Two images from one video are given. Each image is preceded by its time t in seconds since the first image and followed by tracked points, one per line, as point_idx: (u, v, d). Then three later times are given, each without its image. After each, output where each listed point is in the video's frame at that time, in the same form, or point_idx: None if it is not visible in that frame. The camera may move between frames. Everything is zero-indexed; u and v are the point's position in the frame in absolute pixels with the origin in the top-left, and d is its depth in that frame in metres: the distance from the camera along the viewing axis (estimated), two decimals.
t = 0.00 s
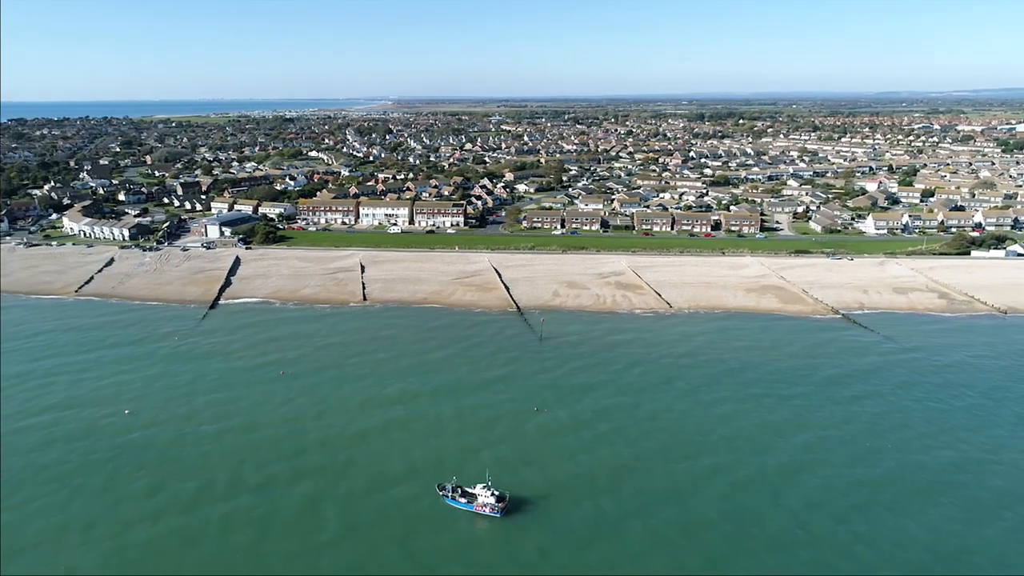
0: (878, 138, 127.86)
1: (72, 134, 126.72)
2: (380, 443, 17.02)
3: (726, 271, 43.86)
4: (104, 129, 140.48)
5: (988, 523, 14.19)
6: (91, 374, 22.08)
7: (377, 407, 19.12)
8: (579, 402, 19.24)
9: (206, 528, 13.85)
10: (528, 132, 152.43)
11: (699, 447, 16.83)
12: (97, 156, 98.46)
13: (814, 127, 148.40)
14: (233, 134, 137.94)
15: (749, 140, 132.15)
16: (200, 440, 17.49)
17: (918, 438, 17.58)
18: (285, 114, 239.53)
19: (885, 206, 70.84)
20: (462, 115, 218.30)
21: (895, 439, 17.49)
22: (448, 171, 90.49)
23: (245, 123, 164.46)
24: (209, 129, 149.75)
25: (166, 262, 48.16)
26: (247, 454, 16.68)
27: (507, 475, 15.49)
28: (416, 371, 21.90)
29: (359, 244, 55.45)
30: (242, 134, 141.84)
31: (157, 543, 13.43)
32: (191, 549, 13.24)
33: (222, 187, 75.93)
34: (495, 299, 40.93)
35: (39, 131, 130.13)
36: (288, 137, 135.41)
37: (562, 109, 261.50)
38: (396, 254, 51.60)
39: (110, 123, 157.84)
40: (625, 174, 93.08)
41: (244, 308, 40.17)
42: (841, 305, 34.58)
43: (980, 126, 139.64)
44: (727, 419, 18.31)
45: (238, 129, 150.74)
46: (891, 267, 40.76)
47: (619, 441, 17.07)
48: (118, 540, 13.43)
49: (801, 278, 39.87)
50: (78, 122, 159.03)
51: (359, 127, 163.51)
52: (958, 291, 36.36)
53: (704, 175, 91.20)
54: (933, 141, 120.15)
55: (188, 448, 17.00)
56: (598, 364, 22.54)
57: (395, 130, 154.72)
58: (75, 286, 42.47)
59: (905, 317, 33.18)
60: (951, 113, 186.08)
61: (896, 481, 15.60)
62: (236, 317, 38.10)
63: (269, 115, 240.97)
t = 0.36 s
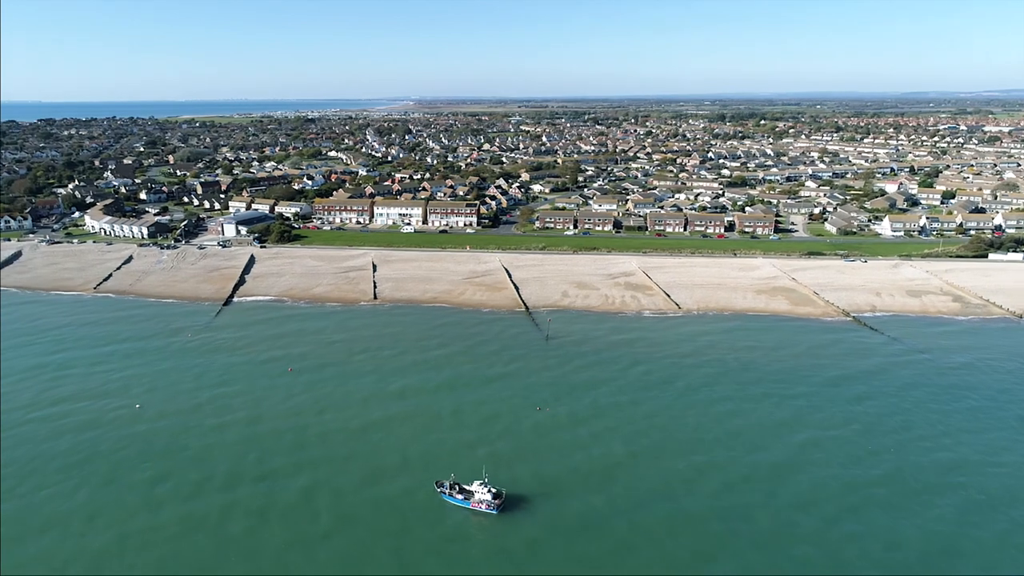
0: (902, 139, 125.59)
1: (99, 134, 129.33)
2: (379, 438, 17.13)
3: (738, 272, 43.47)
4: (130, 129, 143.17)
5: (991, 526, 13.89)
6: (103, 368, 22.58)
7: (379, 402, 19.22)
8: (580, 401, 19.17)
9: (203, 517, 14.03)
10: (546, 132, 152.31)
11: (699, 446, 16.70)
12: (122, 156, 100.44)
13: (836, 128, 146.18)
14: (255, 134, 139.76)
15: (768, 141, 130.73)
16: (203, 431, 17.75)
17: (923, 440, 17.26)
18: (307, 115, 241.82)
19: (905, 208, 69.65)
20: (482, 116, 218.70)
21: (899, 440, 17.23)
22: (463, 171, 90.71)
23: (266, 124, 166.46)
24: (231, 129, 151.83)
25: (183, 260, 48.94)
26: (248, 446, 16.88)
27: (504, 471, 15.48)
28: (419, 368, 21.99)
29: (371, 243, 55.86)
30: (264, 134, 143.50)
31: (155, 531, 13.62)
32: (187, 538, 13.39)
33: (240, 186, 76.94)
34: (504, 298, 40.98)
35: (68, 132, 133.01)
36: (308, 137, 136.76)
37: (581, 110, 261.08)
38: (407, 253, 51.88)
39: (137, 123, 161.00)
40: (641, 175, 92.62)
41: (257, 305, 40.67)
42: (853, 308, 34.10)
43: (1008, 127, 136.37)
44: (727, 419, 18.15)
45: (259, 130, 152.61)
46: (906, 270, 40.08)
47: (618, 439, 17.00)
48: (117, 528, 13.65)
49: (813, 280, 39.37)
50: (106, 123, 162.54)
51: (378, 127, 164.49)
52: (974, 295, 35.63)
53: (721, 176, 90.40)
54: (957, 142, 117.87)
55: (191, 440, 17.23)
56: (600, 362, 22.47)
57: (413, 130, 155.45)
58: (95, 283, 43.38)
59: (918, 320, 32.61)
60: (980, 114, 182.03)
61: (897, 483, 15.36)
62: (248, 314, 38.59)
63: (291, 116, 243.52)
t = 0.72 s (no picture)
0: (927, 140, 123.22)
1: (126, 134, 131.98)
2: (379, 433, 17.20)
3: (749, 274, 43.03)
4: (156, 129, 145.76)
5: (998, 531, 13.53)
6: (116, 363, 23.00)
7: (381, 399, 19.31)
8: (583, 400, 19.07)
9: (203, 507, 14.20)
10: (565, 132, 152.05)
11: (701, 446, 16.51)
12: (146, 155, 102.15)
13: (860, 129, 143.81)
14: (277, 134, 141.40)
15: (789, 142, 129.14)
16: (207, 424, 18.00)
17: (930, 443, 16.91)
18: (329, 115, 243.82)
19: (925, 210, 68.41)
20: (502, 116, 218.87)
21: (905, 442, 16.92)
22: (479, 172, 90.85)
23: (288, 124, 168.24)
24: (254, 129, 153.73)
25: (200, 258, 49.59)
26: (250, 438, 17.08)
27: (502, 469, 15.46)
28: (423, 365, 22.07)
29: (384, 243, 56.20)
30: (286, 134, 144.91)
31: (156, 520, 13.82)
32: (186, 528, 13.55)
33: (260, 186, 77.81)
34: (513, 298, 40.98)
35: (96, 132, 135.76)
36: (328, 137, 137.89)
37: (601, 110, 259.98)
38: (419, 253, 52.14)
39: (163, 124, 163.73)
40: (658, 176, 92.05)
41: (270, 302, 41.10)
42: (865, 310, 33.61)
43: None
44: (731, 419, 17.94)
45: (282, 130, 154.15)
46: (921, 272, 39.39)
47: (619, 437, 16.89)
48: (118, 517, 13.87)
49: (826, 282, 38.86)
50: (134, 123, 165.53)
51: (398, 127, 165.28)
52: (990, 298, 34.91)
53: (739, 177, 89.49)
54: (984, 144, 115.30)
55: (196, 432, 17.45)
56: (604, 361, 22.36)
57: (432, 130, 156.11)
58: (114, 280, 44.15)
59: (931, 323, 32.04)
60: (1008, 114, 177.91)
61: (900, 486, 15.07)
62: (260, 311, 39.03)
63: (314, 116, 245.93)
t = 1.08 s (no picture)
0: (956, 141, 120.49)
1: (155, 134, 134.65)
2: (383, 429, 17.33)
3: (764, 276, 42.57)
4: (184, 129, 148.39)
5: (1005, 538, 13.22)
6: (132, 357, 23.46)
7: (389, 399, 19.19)
8: (586, 398, 19.04)
9: (206, 498, 14.46)
10: (586, 133, 151.60)
11: (704, 446, 16.37)
12: (172, 155, 104.05)
13: (886, 130, 141.14)
14: (301, 134, 143.05)
15: (813, 142, 127.30)
16: (217, 418, 18.24)
17: (939, 446, 16.59)
18: (353, 115, 245.97)
19: (948, 212, 67.04)
20: (524, 117, 218.75)
21: (911, 446, 16.63)
22: (497, 172, 91.04)
23: (312, 124, 170.10)
24: (278, 129, 155.73)
25: (219, 256, 50.37)
26: (257, 433, 17.25)
27: (503, 466, 15.51)
28: (432, 364, 22.11)
29: (400, 242, 56.57)
30: (310, 134, 146.46)
31: (160, 509, 14.10)
32: (189, 517, 13.79)
33: (281, 185, 78.78)
34: (525, 298, 41.03)
35: (126, 132, 138.75)
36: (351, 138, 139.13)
37: (623, 111, 258.84)
38: (434, 252, 52.40)
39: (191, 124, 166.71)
40: (678, 176, 91.39)
41: (285, 301, 41.61)
42: (880, 313, 33.09)
43: None
44: (735, 420, 17.78)
45: (306, 130, 155.84)
46: (939, 276, 38.66)
47: (621, 437, 16.84)
48: (124, 505, 14.19)
49: (840, 285, 38.35)
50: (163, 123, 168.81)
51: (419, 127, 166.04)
52: (1009, 302, 34.15)
53: (759, 178, 88.47)
54: (1015, 145, 112.44)
55: (205, 425, 17.78)
56: (610, 361, 22.30)
57: (453, 130, 156.72)
58: (135, 277, 45.05)
59: (947, 326, 31.46)
60: None
61: (905, 489, 14.81)
62: (275, 309, 39.50)
63: (339, 117, 248.32)
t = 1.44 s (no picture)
0: (987, 142, 117.68)
1: (183, 134, 136.73)
2: (387, 425, 17.48)
3: (779, 278, 42.09)
4: (211, 129, 150.48)
5: (1014, 547, 12.89)
6: (150, 353, 24.03)
7: (396, 396, 19.30)
8: (590, 397, 19.01)
9: (210, 489, 14.76)
10: (608, 133, 150.89)
11: (707, 447, 16.25)
12: (199, 155, 106.04)
13: (915, 130, 138.43)
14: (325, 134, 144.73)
15: (838, 143, 125.28)
16: (227, 412, 18.56)
17: (948, 451, 16.29)
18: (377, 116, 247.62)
19: (974, 214, 65.64)
20: (547, 117, 218.79)
21: (919, 450, 16.33)
22: (516, 172, 91.22)
23: (336, 124, 171.86)
24: (303, 129, 157.51)
25: (238, 254, 51.19)
26: (265, 427, 17.49)
27: (504, 464, 15.53)
28: (440, 362, 22.22)
29: (415, 241, 56.98)
30: (334, 134, 148.10)
31: (166, 498, 14.43)
32: (193, 509, 14.05)
33: (302, 184, 79.80)
34: (537, 298, 41.05)
35: (155, 132, 141.71)
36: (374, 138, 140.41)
37: (645, 112, 257.10)
38: (449, 252, 52.68)
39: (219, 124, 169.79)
40: (698, 177, 90.74)
41: (301, 298, 42.14)
42: (896, 317, 32.56)
43: None
44: (742, 421, 17.62)
45: (331, 130, 157.56)
46: (959, 279, 37.91)
47: (624, 436, 16.78)
48: (132, 495, 14.55)
49: (857, 287, 37.81)
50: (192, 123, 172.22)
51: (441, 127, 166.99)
52: None
53: (781, 179, 87.42)
54: None
55: (214, 419, 18.10)
56: (617, 360, 22.23)
57: (475, 130, 157.30)
58: (156, 274, 46.01)
59: (965, 331, 30.87)
60: None
61: (911, 493, 14.58)
62: (290, 306, 40.03)
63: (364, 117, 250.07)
